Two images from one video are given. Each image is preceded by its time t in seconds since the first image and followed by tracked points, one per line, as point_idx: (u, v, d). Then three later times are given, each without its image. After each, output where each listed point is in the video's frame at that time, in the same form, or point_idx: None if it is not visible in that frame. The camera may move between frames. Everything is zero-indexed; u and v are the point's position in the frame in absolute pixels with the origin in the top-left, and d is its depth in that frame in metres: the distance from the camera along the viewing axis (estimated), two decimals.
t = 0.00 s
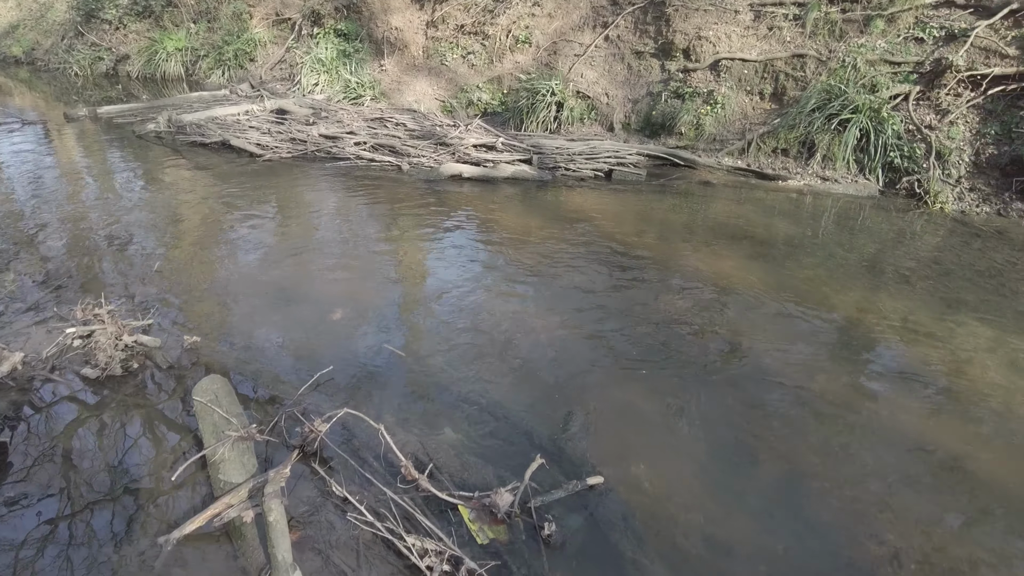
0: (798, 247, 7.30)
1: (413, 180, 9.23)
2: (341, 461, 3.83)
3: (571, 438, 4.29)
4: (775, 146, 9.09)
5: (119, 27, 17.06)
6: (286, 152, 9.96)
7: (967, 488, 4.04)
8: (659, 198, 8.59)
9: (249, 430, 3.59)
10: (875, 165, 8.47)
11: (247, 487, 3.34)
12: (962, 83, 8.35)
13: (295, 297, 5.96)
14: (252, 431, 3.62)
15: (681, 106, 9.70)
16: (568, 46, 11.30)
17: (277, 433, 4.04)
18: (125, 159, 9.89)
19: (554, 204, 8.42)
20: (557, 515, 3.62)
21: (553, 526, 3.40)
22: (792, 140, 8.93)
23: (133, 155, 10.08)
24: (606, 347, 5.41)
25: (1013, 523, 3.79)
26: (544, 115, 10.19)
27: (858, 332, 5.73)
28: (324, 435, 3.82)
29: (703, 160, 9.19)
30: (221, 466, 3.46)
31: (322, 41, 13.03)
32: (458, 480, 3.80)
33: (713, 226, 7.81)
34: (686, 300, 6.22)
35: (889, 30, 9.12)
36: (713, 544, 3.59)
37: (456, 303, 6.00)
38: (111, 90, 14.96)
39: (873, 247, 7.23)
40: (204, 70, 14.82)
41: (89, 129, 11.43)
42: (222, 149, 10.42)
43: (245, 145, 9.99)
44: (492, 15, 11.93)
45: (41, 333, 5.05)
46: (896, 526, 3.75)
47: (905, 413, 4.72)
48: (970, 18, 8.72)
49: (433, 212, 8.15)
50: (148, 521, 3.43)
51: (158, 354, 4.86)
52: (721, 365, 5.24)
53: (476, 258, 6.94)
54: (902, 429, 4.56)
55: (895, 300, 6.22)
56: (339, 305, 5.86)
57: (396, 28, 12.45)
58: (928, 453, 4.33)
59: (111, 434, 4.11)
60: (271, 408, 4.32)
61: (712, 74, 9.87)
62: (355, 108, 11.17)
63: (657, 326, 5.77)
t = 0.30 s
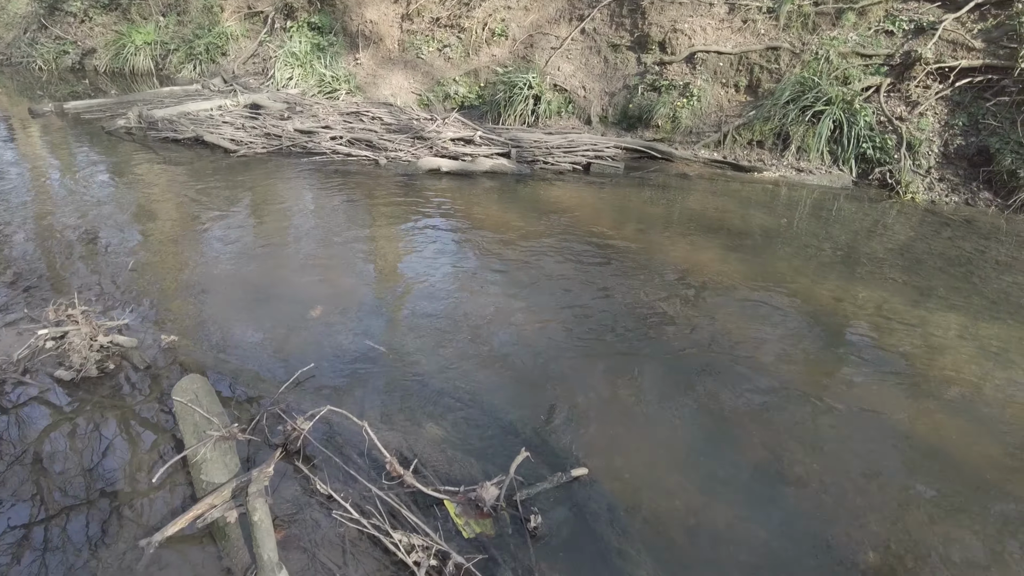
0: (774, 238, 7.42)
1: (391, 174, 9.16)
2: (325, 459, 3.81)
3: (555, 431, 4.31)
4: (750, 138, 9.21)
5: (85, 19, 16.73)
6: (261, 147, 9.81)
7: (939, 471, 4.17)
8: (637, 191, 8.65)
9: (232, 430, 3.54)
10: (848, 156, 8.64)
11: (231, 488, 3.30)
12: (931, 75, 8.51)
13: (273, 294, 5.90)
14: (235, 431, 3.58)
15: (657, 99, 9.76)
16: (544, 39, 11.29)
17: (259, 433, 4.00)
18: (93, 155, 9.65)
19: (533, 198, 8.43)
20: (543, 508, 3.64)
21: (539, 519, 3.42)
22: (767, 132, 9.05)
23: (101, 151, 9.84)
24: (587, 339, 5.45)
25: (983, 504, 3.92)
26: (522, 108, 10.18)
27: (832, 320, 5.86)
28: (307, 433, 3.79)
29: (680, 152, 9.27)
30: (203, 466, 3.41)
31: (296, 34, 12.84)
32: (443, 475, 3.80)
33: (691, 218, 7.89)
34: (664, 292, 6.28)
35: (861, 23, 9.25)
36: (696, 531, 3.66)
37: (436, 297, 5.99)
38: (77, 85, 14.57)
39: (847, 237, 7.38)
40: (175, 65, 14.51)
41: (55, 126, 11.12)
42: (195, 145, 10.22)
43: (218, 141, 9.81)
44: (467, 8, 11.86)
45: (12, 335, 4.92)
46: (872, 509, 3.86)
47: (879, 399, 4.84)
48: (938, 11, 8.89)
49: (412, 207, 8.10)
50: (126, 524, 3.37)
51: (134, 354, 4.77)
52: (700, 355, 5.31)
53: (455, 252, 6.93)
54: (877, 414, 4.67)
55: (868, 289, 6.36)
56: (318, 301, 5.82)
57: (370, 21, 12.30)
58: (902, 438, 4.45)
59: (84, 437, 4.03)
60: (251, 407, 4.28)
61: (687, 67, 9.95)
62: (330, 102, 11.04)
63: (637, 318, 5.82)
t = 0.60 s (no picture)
0: (761, 232, 7.48)
1: (378, 170, 9.10)
2: (318, 458, 3.78)
3: (548, 427, 4.32)
4: (737, 133, 9.27)
5: (64, 12, 16.60)
6: (246, 143, 9.70)
7: (926, 461, 4.23)
8: (626, 186, 8.67)
9: (223, 429, 3.48)
10: (833, 151, 8.72)
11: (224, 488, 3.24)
12: (914, 70, 8.61)
13: (260, 292, 5.85)
14: (227, 430, 3.51)
15: (645, 94, 9.78)
16: (530, 33, 11.26)
17: (251, 432, 3.96)
18: (74, 151, 9.48)
19: (522, 193, 8.42)
20: (538, 504, 3.65)
21: (534, 516, 3.43)
22: (753, 127, 9.11)
23: (82, 147, 9.67)
24: (577, 334, 5.47)
25: (968, 493, 3.99)
26: (509, 104, 10.15)
27: (820, 314, 5.92)
28: (299, 432, 3.76)
29: (667, 148, 9.31)
30: (195, 466, 3.36)
31: (280, 28, 12.69)
32: (437, 473, 3.78)
33: (679, 213, 7.92)
34: (653, 286, 6.31)
35: (845, 18, 9.36)
36: (687, 525, 3.69)
37: (425, 293, 5.97)
38: (55, 80, 14.29)
39: (832, 231, 7.46)
40: (156, 59, 14.29)
41: (33, 121, 10.90)
42: (178, 141, 10.08)
43: (203, 137, 9.69)
44: (453, 3, 11.80)
45: None
46: (859, 500, 3.92)
47: (866, 391, 4.90)
48: (920, 7, 9.00)
49: (400, 203, 8.05)
50: (111, 525, 3.34)
51: (122, 353, 4.68)
52: (690, 349, 5.35)
53: (443, 247, 6.91)
54: (864, 407, 4.74)
55: (854, 282, 6.44)
56: (306, 298, 5.77)
57: (355, 15, 12.17)
58: (889, 429, 4.51)
59: (68, 438, 3.99)
60: (241, 405, 4.24)
61: (674, 62, 9.97)
62: (316, 97, 10.93)
63: (626, 313, 5.84)
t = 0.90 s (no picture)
0: (755, 228, 7.51)
1: (372, 167, 9.07)
2: (317, 457, 3.77)
3: (546, 424, 4.32)
4: (731, 129, 9.30)
5: (53, 8, 16.39)
6: (239, 140, 9.64)
7: (922, 456, 4.27)
8: (620, 182, 8.68)
9: (221, 428, 3.43)
10: (827, 147, 8.77)
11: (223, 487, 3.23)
12: (907, 67, 8.67)
13: (254, 290, 5.81)
14: (225, 429, 3.46)
15: (639, 90, 9.78)
16: (524, 30, 11.23)
17: (249, 432, 3.95)
18: (63, 148, 9.38)
19: (517, 190, 8.40)
20: (537, 501, 3.65)
21: (534, 513, 3.43)
22: (747, 123, 9.14)
23: (71, 144, 9.58)
24: (576, 331, 5.47)
25: (962, 486, 4.03)
26: (503, 100, 10.13)
27: (814, 309, 5.96)
28: (297, 431, 3.74)
29: (661, 144, 9.32)
30: (193, 466, 3.33)
31: (271, 24, 12.60)
32: (437, 470, 3.77)
33: (674, 209, 7.93)
34: (650, 283, 6.32)
35: (838, 14, 9.37)
36: (684, 520, 3.71)
37: (420, 291, 5.94)
38: (44, 76, 14.12)
39: (826, 227, 7.50)
40: (147, 56, 14.17)
41: (22, 118, 10.78)
42: (170, 138, 10.00)
43: (195, 134, 9.62)
44: None
45: None
46: (854, 494, 3.95)
47: (861, 386, 4.95)
48: (913, 4, 9.06)
49: (394, 200, 8.01)
50: (105, 524, 3.32)
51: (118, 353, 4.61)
52: (685, 345, 5.37)
53: (437, 245, 6.88)
54: (858, 401, 4.77)
55: (848, 278, 6.48)
56: (301, 297, 5.74)
57: (348, 11, 12.10)
58: (883, 424, 4.56)
59: (60, 437, 3.97)
60: (237, 403, 4.22)
61: (668, 58, 9.98)
62: (309, 93, 10.87)
63: (622, 309, 5.86)
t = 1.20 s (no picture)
0: (754, 226, 7.52)
1: (372, 165, 9.05)
2: (321, 457, 3.77)
3: (550, 424, 4.32)
4: (730, 128, 9.30)
5: (49, 6, 16.31)
6: (238, 138, 9.61)
7: (923, 454, 4.29)
8: (620, 180, 8.68)
9: (225, 430, 3.45)
10: (826, 145, 8.79)
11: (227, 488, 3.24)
12: (906, 65, 8.67)
13: (255, 290, 5.79)
14: (229, 430, 3.48)
15: (638, 88, 9.79)
16: (523, 28, 11.22)
17: (252, 432, 3.94)
18: (61, 147, 9.32)
19: (517, 188, 8.40)
20: (541, 501, 3.66)
21: (539, 513, 3.45)
22: (746, 121, 9.14)
23: (68, 143, 9.53)
24: (578, 330, 5.48)
25: (962, 484, 4.05)
26: (502, 98, 10.11)
27: (813, 307, 5.98)
28: (301, 432, 3.75)
29: (660, 142, 9.33)
30: (197, 467, 3.33)
31: (269, 22, 12.56)
32: (441, 470, 3.77)
33: (674, 208, 7.93)
34: (650, 281, 6.33)
35: (837, 12, 9.37)
36: (685, 519, 3.72)
37: (419, 291, 5.94)
38: (40, 75, 14.05)
39: (825, 225, 7.52)
40: (144, 54, 14.11)
41: (19, 117, 10.72)
42: (169, 137, 9.96)
43: (194, 133, 9.58)
44: None
45: None
46: (854, 492, 3.97)
47: (861, 384, 4.97)
48: (912, 2, 9.04)
49: (392, 199, 7.99)
50: (110, 525, 3.32)
51: (119, 353, 4.61)
52: (685, 344, 5.38)
53: (435, 244, 6.87)
54: (858, 399, 4.79)
55: (848, 276, 6.50)
56: (301, 296, 5.72)
57: (346, 9, 12.04)
58: (883, 422, 4.57)
59: (58, 437, 3.97)
60: (238, 403, 4.22)
61: (667, 56, 9.98)
62: (307, 92, 10.83)
63: (622, 308, 5.87)
